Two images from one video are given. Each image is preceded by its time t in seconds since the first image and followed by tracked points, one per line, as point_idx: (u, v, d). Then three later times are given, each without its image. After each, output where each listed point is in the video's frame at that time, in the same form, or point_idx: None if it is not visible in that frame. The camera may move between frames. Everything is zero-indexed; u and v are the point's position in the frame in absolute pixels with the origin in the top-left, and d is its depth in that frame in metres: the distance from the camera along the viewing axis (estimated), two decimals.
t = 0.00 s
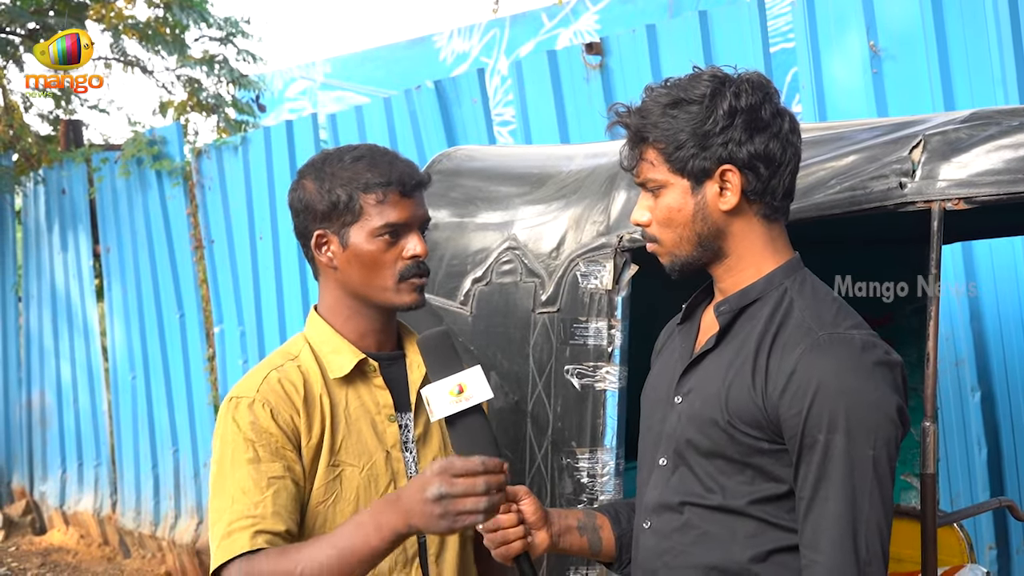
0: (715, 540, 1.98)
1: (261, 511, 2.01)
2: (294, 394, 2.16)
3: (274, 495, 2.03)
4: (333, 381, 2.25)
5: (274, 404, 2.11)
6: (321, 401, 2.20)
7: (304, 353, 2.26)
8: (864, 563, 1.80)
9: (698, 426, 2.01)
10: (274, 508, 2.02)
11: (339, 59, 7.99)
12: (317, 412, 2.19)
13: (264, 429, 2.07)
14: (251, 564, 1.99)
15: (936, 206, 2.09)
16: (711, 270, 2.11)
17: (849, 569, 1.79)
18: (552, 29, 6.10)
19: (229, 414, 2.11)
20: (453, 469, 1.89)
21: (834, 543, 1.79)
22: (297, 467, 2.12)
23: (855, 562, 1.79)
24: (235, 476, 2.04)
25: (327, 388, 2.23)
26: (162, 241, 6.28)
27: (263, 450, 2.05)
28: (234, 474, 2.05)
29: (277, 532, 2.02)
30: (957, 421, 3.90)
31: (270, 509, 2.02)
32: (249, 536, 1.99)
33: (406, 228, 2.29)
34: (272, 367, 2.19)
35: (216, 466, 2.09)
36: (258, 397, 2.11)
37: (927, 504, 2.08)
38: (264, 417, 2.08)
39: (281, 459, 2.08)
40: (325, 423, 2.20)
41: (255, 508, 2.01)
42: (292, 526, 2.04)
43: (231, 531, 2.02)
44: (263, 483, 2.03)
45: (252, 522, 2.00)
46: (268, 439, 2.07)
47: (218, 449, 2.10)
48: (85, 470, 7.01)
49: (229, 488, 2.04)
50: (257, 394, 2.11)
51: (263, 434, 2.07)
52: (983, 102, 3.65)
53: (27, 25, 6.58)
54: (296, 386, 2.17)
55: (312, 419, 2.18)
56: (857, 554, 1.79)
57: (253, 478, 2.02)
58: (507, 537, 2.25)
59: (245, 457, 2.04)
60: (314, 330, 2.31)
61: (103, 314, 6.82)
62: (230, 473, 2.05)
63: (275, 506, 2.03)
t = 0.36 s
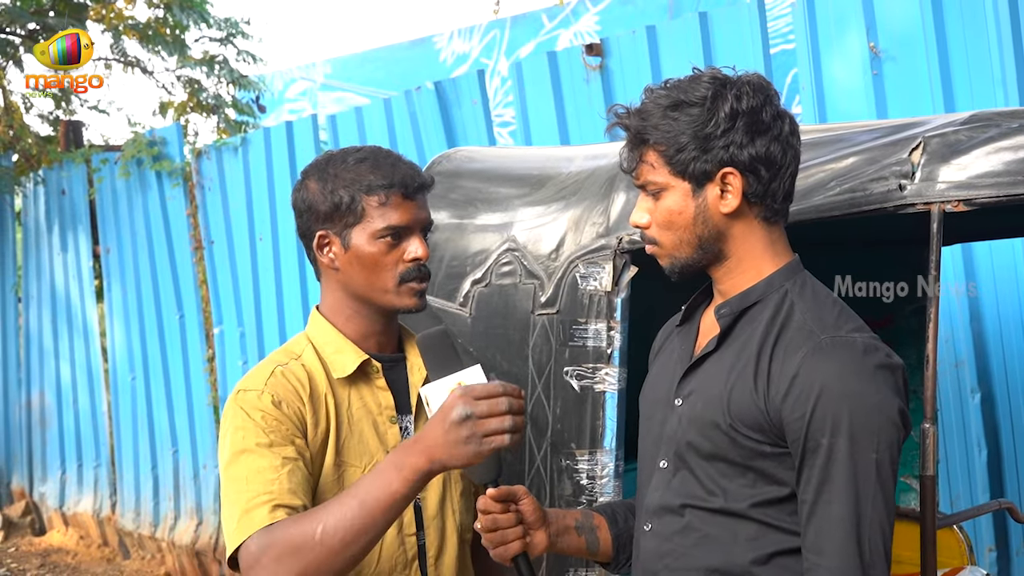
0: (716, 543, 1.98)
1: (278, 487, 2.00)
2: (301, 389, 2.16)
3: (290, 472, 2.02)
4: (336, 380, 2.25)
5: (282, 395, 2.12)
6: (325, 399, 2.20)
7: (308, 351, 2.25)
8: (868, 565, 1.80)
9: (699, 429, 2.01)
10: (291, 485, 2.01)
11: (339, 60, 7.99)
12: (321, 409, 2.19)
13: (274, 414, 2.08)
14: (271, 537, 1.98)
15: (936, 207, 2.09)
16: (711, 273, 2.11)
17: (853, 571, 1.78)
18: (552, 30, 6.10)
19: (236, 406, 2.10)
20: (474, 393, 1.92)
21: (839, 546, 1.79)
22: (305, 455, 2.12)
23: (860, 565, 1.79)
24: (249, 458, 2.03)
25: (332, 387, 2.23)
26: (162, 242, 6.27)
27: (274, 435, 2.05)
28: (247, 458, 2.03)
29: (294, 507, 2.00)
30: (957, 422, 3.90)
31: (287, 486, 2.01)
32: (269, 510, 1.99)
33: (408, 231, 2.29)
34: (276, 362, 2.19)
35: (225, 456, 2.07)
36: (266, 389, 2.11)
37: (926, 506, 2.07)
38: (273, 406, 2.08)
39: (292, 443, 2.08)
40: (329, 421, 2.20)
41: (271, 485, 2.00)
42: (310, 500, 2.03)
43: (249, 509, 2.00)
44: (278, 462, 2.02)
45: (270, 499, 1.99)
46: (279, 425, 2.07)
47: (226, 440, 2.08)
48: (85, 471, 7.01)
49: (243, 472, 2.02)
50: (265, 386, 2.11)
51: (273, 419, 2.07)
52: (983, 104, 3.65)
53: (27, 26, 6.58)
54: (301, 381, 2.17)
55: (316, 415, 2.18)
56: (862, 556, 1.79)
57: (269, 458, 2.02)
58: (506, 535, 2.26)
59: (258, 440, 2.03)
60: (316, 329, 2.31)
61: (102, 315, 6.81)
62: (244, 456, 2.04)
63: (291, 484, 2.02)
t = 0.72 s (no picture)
0: (714, 543, 1.98)
1: (299, 467, 1.96)
2: (302, 385, 2.16)
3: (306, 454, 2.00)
4: (332, 383, 2.24)
5: (286, 389, 2.11)
6: (326, 402, 2.21)
7: (303, 354, 2.24)
8: (865, 565, 1.80)
9: (697, 429, 2.00)
10: (310, 465, 1.98)
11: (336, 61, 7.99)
12: (321, 409, 2.19)
13: (280, 405, 2.06)
14: (306, 512, 1.89)
15: (934, 207, 2.09)
16: (710, 272, 2.11)
17: (850, 571, 1.78)
18: (549, 30, 6.10)
19: (239, 400, 2.07)
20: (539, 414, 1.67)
21: (836, 546, 1.78)
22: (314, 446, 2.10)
23: (856, 565, 1.79)
24: (262, 445, 1.99)
25: (330, 390, 2.23)
26: (160, 243, 6.27)
27: (283, 422, 2.03)
28: (260, 445, 1.99)
29: (318, 485, 1.96)
30: (954, 422, 3.90)
31: (307, 465, 1.97)
32: (298, 487, 1.93)
33: (405, 238, 2.27)
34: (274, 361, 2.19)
35: (235, 452, 2.02)
36: (270, 382, 2.10)
37: (923, 506, 2.07)
38: (279, 397, 2.07)
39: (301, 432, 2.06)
40: (330, 422, 2.20)
41: (292, 466, 1.96)
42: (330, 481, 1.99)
43: (274, 490, 1.93)
44: (293, 445, 1.99)
45: (293, 477, 1.94)
46: (286, 413, 2.05)
47: (232, 437, 2.04)
48: (82, 472, 7.00)
49: (258, 459, 1.98)
50: (268, 381, 2.10)
51: (279, 408, 2.05)
52: (980, 104, 3.65)
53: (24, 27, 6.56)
54: (301, 379, 2.17)
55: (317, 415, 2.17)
56: (859, 556, 1.79)
57: (283, 441, 1.99)
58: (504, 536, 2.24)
59: (269, 427, 2.01)
60: (311, 332, 2.30)
61: (99, 316, 6.80)
62: (257, 443, 2.00)
63: (310, 464, 1.98)
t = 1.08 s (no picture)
0: (716, 540, 1.98)
1: (308, 476, 1.95)
2: (310, 387, 2.15)
3: (316, 462, 1.99)
4: (340, 383, 2.24)
5: (294, 392, 2.10)
6: (335, 402, 2.20)
7: (309, 354, 2.23)
8: (868, 562, 1.79)
9: (699, 425, 2.00)
10: (320, 474, 1.97)
11: (339, 60, 7.99)
12: (330, 409, 2.18)
13: (288, 410, 2.04)
14: (318, 527, 1.91)
15: (936, 207, 2.09)
16: (712, 269, 2.11)
17: (852, 567, 1.78)
18: (551, 29, 6.10)
19: (247, 403, 2.06)
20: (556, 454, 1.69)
21: (838, 542, 1.78)
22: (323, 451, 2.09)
23: (859, 562, 1.78)
24: (272, 451, 1.98)
25: (338, 389, 2.22)
26: (162, 243, 6.27)
27: (292, 428, 2.02)
28: (269, 452, 1.99)
29: (329, 495, 1.96)
30: (957, 422, 3.90)
31: (317, 474, 1.97)
32: (309, 500, 1.92)
33: (411, 234, 2.28)
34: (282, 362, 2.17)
35: (244, 457, 2.01)
36: (277, 386, 2.08)
37: (927, 506, 2.07)
38: (287, 401, 2.06)
39: (310, 437, 2.05)
40: (339, 423, 2.19)
41: (301, 475, 1.95)
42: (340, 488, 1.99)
43: (285, 501, 1.93)
44: (302, 453, 1.98)
45: (302, 488, 1.93)
46: (294, 418, 2.04)
47: (240, 442, 2.03)
48: (85, 471, 7.01)
49: (268, 466, 1.97)
50: (276, 384, 2.09)
51: (287, 414, 2.04)
52: (983, 103, 3.65)
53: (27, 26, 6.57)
54: (310, 381, 2.16)
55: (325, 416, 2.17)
56: (861, 552, 1.79)
57: (293, 448, 1.98)
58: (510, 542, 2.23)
59: (279, 434, 2.00)
60: (317, 332, 2.29)
61: (102, 316, 6.82)
62: (266, 449, 1.99)
63: (320, 472, 1.98)
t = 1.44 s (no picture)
0: (720, 536, 1.98)
1: (301, 497, 1.96)
2: (311, 391, 2.14)
3: (311, 480, 1.99)
4: (343, 382, 2.23)
5: (293, 399, 2.09)
6: (336, 403, 2.19)
7: (312, 353, 2.23)
8: (872, 557, 1.79)
9: (705, 421, 2.00)
10: (314, 493, 1.98)
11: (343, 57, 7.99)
12: (331, 410, 2.18)
13: (286, 421, 2.04)
14: (305, 551, 1.94)
15: (941, 203, 2.08)
16: (718, 265, 2.11)
17: (856, 562, 1.78)
18: (555, 27, 6.11)
19: (247, 412, 2.07)
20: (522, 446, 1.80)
21: (842, 537, 1.78)
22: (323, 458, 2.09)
23: (863, 557, 1.78)
24: (267, 466, 2.00)
25: (339, 389, 2.22)
26: (166, 241, 6.28)
27: (289, 441, 2.02)
28: (264, 467, 2.00)
29: (321, 517, 1.97)
30: (962, 420, 3.89)
31: (311, 494, 1.97)
32: (298, 525, 1.94)
33: (433, 228, 2.31)
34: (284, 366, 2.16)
35: (242, 466, 2.03)
36: (276, 393, 2.08)
37: (932, 504, 2.07)
38: (286, 411, 2.05)
39: (308, 448, 2.05)
40: (342, 427, 2.19)
41: (294, 495, 1.97)
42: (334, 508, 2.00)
43: (275, 521, 1.96)
44: (297, 471, 1.99)
45: (293, 509, 1.95)
46: (292, 429, 2.04)
47: (239, 450, 2.05)
48: (89, 468, 7.03)
49: (264, 481, 1.99)
50: (275, 391, 2.08)
51: (285, 426, 2.03)
52: (988, 100, 3.65)
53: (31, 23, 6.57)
54: (311, 384, 2.15)
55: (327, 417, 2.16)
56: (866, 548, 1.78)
57: (289, 466, 1.98)
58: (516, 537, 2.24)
59: (275, 449, 2.00)
60: (321, 330, 2.29)
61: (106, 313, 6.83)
62: (262, 464, 2.00)
63: (314, 491, 1.98)
